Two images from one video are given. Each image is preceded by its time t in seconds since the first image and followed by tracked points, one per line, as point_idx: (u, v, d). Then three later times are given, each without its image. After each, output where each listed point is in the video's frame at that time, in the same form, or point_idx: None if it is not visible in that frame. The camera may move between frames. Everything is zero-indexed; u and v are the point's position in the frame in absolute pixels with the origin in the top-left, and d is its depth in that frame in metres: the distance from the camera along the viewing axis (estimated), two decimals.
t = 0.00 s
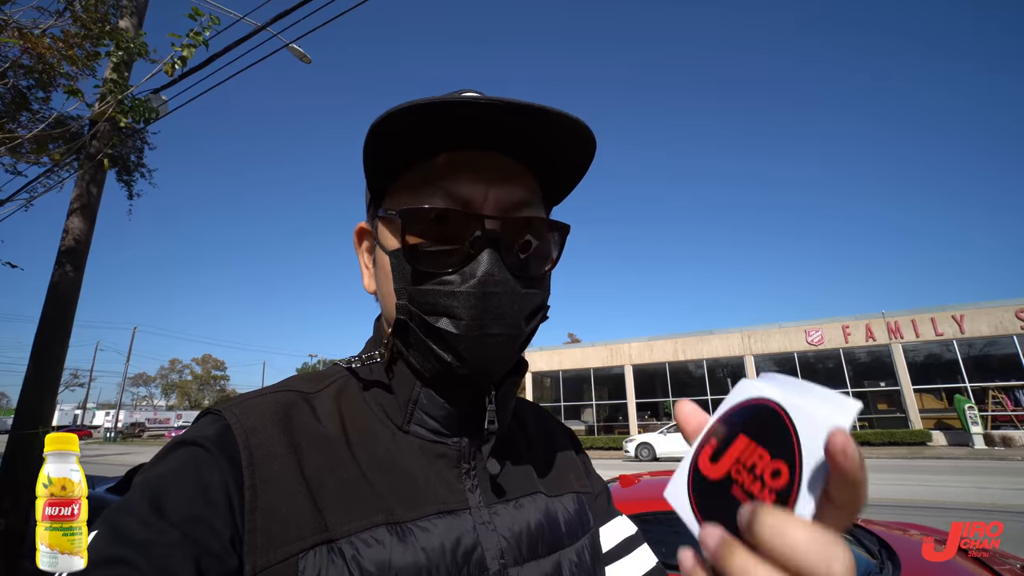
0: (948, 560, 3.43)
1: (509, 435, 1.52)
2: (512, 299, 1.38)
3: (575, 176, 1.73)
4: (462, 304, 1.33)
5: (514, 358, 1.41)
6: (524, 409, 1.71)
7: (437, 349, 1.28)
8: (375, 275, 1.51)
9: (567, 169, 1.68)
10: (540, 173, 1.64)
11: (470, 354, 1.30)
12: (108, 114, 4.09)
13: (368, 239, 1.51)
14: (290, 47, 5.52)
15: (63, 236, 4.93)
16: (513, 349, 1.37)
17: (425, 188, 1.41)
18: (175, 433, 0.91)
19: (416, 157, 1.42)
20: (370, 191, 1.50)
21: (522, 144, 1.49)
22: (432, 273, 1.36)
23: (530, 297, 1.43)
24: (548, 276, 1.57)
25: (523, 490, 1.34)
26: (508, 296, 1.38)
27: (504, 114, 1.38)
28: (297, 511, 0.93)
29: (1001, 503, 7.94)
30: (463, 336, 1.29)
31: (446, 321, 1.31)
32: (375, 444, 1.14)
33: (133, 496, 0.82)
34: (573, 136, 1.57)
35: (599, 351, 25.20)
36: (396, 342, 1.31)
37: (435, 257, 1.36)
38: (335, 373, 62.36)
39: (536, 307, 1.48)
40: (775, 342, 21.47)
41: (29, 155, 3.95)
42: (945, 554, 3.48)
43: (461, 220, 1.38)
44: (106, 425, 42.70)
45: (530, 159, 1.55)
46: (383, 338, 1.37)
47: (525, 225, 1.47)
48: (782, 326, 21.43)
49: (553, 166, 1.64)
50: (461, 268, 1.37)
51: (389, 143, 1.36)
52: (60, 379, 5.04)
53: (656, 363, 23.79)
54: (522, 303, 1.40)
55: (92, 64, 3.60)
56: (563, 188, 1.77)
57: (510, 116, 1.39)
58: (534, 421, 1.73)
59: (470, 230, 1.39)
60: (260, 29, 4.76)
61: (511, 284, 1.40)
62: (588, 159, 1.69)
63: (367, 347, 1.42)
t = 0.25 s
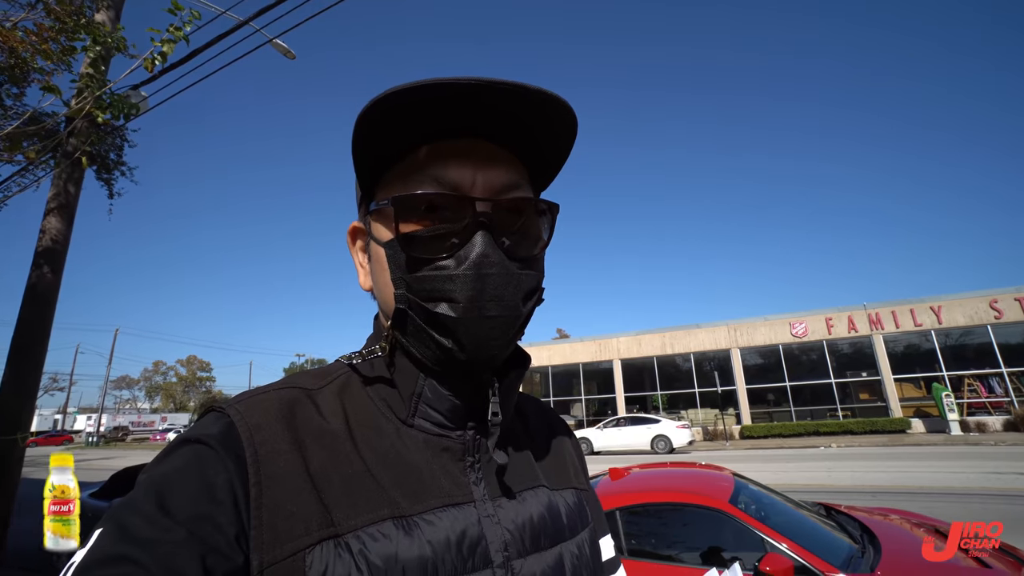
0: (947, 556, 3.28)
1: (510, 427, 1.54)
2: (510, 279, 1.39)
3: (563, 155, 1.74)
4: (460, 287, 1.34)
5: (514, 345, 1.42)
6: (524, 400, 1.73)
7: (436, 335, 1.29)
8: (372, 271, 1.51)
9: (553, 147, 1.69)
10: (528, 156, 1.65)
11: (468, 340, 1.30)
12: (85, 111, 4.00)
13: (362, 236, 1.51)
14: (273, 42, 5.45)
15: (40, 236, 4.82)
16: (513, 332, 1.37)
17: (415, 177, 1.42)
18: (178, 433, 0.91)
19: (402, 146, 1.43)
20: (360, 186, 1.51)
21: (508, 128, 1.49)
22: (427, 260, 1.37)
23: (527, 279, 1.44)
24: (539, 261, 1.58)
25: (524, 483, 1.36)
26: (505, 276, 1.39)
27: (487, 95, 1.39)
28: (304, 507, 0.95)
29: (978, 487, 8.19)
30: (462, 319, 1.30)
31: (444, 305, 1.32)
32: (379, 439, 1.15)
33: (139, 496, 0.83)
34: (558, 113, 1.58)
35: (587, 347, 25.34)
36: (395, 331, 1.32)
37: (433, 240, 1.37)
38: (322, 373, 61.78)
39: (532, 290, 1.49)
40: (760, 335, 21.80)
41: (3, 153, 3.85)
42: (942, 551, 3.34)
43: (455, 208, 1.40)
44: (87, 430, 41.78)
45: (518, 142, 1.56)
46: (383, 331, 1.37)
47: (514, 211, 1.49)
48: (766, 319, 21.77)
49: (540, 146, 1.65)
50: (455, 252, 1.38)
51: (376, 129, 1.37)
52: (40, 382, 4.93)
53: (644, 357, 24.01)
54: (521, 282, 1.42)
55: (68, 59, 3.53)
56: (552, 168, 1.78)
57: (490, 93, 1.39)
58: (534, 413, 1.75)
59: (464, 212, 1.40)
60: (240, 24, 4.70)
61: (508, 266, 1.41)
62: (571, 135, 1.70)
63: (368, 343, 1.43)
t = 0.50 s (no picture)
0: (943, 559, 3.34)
1: (507, 429, 1.53)
2: (522, 282, 1.39)
3: (568, 166, 1.75)
4: (475, 288, 1.33)
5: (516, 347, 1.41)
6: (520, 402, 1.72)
7: (448, 334, 1.28)
8: (374, 270, 1.50)
9: (561, 156, 1.69)
10: (537, 162, 1.65)
11: (480, 340, 1.29)
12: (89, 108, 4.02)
13: (365, 233, 1.49)
14: (277, 42, 5.46)
15: (43, 232, 4.84)
16: (518, 335, 1.37)
17: (430, 178, 1.40)
18: (174, 432, 0.90)
19: (418, 149, 1.42)
20: (365, 185, 1.46)
21: (520, 132, 1.50)
22: (442, 260, 1.36)
23: (536, 282, 1.44)
24: (543, 265, 1.58)
25: (520, 484, 1.35)
26: (518, 280, 1.38)
27: (509, 105, 1.41)
28: (302, 506, 0.93)
29: (981, 498, 8.11)
30: (477, 320, 1.29)
31: (459, 305, 1.31)
32: (378, 439, 1.14)
33: (135, 495, 0.82)
34: (572, 124, 1.59)
35: (588, 349, 25.29)
36: (401, 331, 1.30)
37: (447, 241, 1.36)
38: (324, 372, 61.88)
39: (538, 293, 1.49)
40: (763, 340, 21.73)
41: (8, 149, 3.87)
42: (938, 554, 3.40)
43: (467, 210, 1.39)
44: (89, 425, 41.94)
45: (529, 149, 1.57)
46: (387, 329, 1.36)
47: (525, 216, 1.49)
48: (769, 324, 21.70)
49: (550, 154, 1.65)
50: (472, 253, 1.37)
51: (397, 134, 1.34)
52: (42, 378, 4.95)
53: (645, 361, 23.95)
54: (532, 285, 1.41)
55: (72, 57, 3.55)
56: (558, 177, 1.78)
57: (512, 104, 1.41)
58: (530, 415, 1.74)
59: (478, 215, 1.39)
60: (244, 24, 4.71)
61: (521, 270, 1.40)
62: (581, 146, 1.71)
63: (369, 340, 1.41)
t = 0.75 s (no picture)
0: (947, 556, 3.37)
1: (508, 429, 1.53)
2: (525, 280, 1.39)
3: (568, 166, 1.75)
4: (479, 286, 1.33)
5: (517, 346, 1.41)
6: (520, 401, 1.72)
7: (452, 332, 1.29)
8: (376, 270, 1.50)
9: (562, 157, 1.69)
10: (539, 161, 1.65)
11: (485, 337, 1.29)
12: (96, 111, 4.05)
13: (367, 234, 1.50)
14: (281, 44, 5.49)
15: (51, 234, 4.88)
16: (521, 333, 1.38)
17: (435, 180, 1.40)
18: (178, 431, 0.90)
19: (420, 149, 1.42)
20: (368, 185, 1.46)
21: (522, 132, 1.50)
22: (446, 259, 1.36)
23: (537, 281, 1.45)
24: (544, 264, 1.58)
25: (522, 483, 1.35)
26: (521, 278, 1.39)
27: (514, 106, 1.41)
28: (306, 504, 0.94)
29: (988, 497, 8.05)
30: (481, 318, 1.30)
31: (463, 303, 1.32)
32: (381, 438, 1.14)
33: (140, 493, 0.82)
34: (572, 125, 1.60)
35: (592, 349, 25.27)
36: (405, 330, 1.31)
37: (451, 241, 1.36)
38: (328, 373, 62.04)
39: (539, 291, 1.49)
40: (768, 339, 21.65)
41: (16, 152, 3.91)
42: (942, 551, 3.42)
43: (469, 210, 1.39)
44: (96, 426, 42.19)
45: (531, 148, 1.57)
46: (390, 329, 1.36)
47: (526, 216, 1.48)
48: (773, 323, 21.62)
49: (551, 154, 1.65)
50: (476, 252, 1.38)
51: (400, 137, 1.35)
52: (50, 379, 4.99)
53: (649, 360, 23.90)
54: (534, 283, 1.42)
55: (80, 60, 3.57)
56: (557, 177, 1.79)
57: (518, 105, 1.41)
58: (531, 415, 1.75)
59: (480, 215, 1.40)
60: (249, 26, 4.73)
61: (524, 269, 1.41)
62: (582, 147, 1.71)
63: (372, 340, 1.42)
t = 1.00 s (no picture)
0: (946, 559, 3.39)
1: (508, 431, 1.52)
2: (518, 273, 1.39)
3: (563, 161, 1.74)
4: (472, 279, 1.33)
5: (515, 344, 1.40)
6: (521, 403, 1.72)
7: (446, 328, 1.29)
8: (375, 271, 1.50)
9: (556, 150, 1.68)
10: (532, 157, 1.64)
11: (479, 331, 1.29)
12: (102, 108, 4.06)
13: (365, 236, 1.50)
14: (287, 43, 5.50)
15: (57, 230, 4.90)
16: (518, 326, 1.37)
17: (425, 174, 1.41)
18: (178, 431, 0.90)
19: (409, 147, 1.41)
20: (364, 187, 1.48)
21: (514, 126, 1.49)
22: (439, 255, 1.36)
23: (533, 274, 1.44)
24: (542, 257, 1.57)
25: (521, 486, 1.34)
26: (516, 271, 1.39)
27: (502, 96, 1.40)
28: (304, 505, 0.93)
29: (992, 505, 8.00)
30: (474, 311, 1.29)
31: (456, 298, 1.31)
32: (380, 439, 1.14)
33: (140, 494, 0.82)
34: (563, 117, 1.58)
35: (595, 351, 25.21)
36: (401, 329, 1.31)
37: (445, 236, 1.36)
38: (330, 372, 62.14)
39: (536, 285, 1.48)
40: (771, 342, 21.55)
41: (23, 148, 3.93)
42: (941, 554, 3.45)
43: (463, 204, 1.39)
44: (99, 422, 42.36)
45: (524, 143, 1.56)
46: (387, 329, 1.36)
47: (520, 210, 1.47)
48: (777, 327, 21.53)
49: (544, 148, 1.64)
50: (467, 246, 1.38)
51: (385, 135, 1.35)
52: (54, 374, 5.01)
53: (652, 363, 23.83)
54: (529, 277, 1.42)
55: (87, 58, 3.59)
56: (553, 171, 1.78)
57: (508, 96, 1.41)
58: (532, 416, 1.74)
59: (474, 210, 1.39)
60: (255, 24, 4.74)
61: (518, 262, 1.41)
62: (575, 138, 1.70)
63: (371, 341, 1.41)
